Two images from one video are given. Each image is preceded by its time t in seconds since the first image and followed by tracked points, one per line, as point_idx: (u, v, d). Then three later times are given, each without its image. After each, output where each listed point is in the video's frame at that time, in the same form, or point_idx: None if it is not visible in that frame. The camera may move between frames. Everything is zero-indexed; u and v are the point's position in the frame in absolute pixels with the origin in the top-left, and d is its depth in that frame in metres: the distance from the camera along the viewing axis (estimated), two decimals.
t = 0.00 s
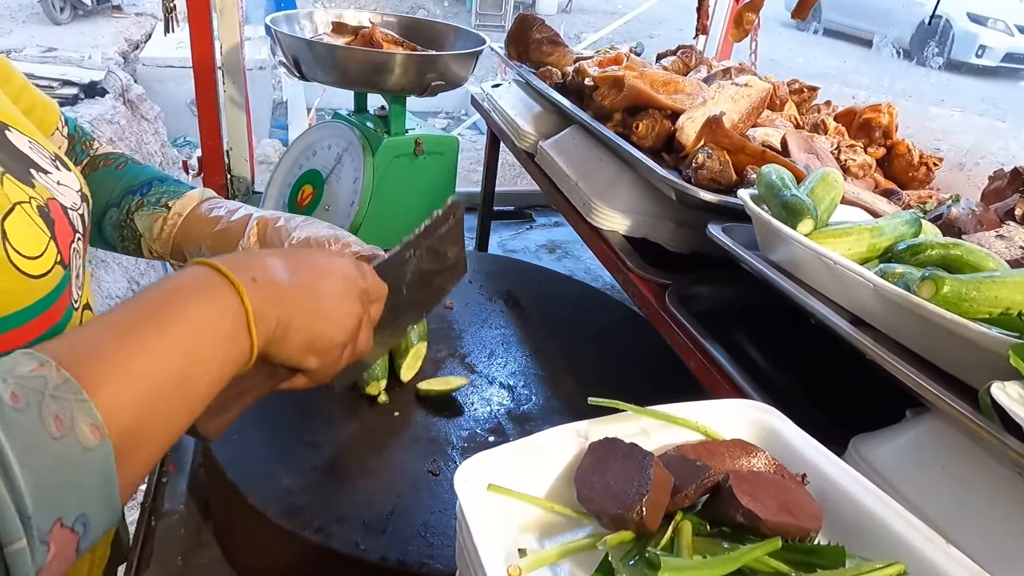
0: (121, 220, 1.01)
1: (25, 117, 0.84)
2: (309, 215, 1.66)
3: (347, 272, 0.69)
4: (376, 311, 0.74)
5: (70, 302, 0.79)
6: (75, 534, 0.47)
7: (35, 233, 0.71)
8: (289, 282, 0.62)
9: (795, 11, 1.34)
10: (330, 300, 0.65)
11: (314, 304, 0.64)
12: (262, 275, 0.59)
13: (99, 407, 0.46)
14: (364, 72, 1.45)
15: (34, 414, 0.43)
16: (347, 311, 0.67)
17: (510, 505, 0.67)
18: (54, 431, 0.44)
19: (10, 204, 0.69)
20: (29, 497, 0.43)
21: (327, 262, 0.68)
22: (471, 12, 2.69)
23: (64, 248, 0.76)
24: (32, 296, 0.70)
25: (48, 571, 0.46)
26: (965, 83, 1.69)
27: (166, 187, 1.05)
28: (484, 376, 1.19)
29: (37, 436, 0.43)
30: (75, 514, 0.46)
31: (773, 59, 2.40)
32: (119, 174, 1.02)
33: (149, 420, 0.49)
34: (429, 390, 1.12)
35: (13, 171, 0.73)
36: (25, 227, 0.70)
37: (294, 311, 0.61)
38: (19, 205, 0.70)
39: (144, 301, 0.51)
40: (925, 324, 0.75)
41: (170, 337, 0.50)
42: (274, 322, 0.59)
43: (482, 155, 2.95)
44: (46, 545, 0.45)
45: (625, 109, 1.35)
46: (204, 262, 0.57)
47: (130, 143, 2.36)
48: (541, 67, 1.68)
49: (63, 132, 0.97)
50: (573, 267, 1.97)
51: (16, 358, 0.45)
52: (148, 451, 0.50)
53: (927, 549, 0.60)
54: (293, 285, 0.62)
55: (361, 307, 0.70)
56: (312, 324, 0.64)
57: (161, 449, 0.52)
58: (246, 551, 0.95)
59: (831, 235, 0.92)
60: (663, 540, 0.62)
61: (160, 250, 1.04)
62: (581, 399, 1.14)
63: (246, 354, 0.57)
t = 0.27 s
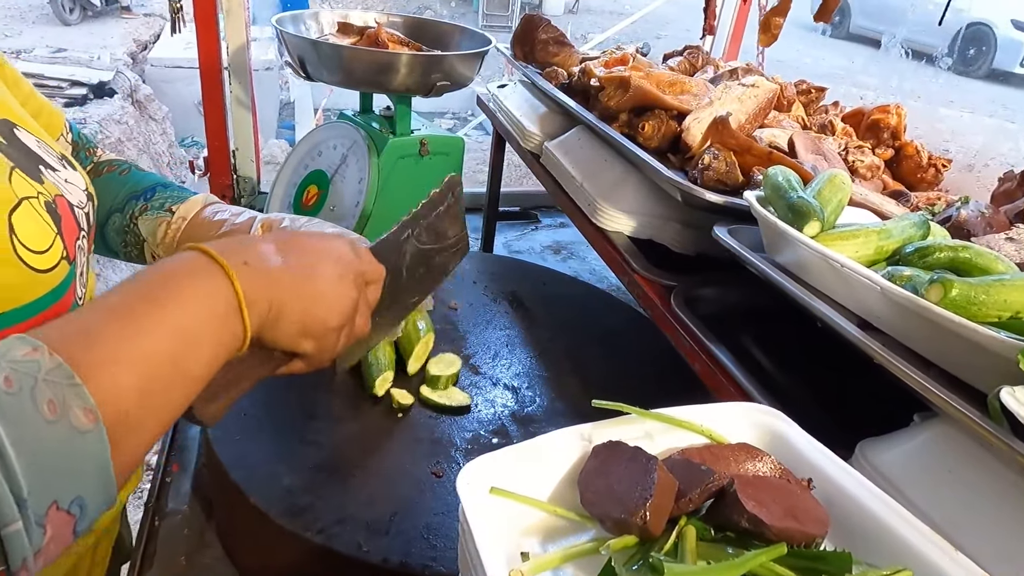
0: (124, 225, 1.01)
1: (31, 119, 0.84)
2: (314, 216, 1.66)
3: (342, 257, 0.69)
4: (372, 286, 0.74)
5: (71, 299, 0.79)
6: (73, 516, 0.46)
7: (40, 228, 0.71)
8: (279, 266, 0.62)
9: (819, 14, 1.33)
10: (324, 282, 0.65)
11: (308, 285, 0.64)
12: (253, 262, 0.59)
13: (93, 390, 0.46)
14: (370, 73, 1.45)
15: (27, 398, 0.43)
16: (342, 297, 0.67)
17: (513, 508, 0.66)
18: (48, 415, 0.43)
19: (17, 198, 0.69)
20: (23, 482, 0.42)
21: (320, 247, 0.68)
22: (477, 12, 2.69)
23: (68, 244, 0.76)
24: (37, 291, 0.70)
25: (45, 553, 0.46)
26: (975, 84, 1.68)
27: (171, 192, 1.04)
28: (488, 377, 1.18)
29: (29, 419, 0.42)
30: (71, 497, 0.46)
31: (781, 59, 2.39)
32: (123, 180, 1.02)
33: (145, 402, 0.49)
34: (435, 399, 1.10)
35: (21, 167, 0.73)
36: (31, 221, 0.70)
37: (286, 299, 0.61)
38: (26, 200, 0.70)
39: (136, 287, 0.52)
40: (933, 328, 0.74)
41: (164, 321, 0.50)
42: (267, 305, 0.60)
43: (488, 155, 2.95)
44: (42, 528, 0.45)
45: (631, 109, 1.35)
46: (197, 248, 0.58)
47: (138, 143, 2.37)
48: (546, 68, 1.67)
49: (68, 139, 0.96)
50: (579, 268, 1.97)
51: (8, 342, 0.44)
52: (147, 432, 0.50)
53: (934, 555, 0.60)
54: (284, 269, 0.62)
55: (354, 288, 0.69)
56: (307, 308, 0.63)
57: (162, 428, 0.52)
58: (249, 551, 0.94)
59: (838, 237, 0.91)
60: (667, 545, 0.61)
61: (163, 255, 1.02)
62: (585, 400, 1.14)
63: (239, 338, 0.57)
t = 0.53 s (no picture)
0: (129, 222, 1.02)
1: (40, 116, 0.83)
2: (322, 211, 1.65)
3: (343, 268, 0.68)
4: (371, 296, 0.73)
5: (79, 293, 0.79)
6: (76, 511, 0.46)
7: (47, 224, 0.70)
8: (281, 268, 0.62)
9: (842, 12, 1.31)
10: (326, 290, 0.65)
11: (310, 293, 0.63)
12: (258, 268, 0.59)
13: (101, 386, 0.46)
14: (378, 68, 1.44)
15: (36, 392, 0.43)
16: (342, 302, 0.67)
17: (516, 508, 0.66)
18: (57, 409, 0.43)
19: (23, 193, 0.68)
20: (32, 473, 0.42)
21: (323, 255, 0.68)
22: (488, 9, 2.69)
23: (74, 240, 0.76)
24: (39, 284, 0.70)
25: (49, 545, 0.46)
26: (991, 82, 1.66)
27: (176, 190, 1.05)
28: (494, 374, 1.18)
29: (39, 415, 0.42)
30: (75, 492, 0.45)
31: (793, 58, 2.37)
32: (129, 178, 1.02)
33: (150, 403, 0.49)
34: (439, 396, 1.10)
35: (29, 161, 0.73)
36: (36, 217, 0.69)
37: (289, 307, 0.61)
38: (33, 195, 0.70)
39: (144, 288, 0.51)
40: (945, 329, 0.73)
41: (169, 323, 0.50)
42: (272, 312, 0.59)
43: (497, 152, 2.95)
44: (47, 520, 0.44)
45: (640, 106, 1.34)
46: (206, 255, 0.57)
47: (151, 139, 2.39)
48: (556, 64, 1.66)
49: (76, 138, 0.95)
50: (587, 266, 1.96)
51: (17, 340, 0.44)
52: (150, 435, 0.50)
53: (943, 560, 0.59)
54: (290, 278, 0.62)
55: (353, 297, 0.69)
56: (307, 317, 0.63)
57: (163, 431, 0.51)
58: (253, 547, 0.94)
59: (849, 236, 0.90)
60: (670, 547, 0.61)
61: (169, 253, 1.04)
62: (592, 399, 1.13)
63: (243, 344, 0.56)
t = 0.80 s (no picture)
0: (131, 218, 1.01)
1: (53, 106, 0.83)
2: (333, 204, 1.65)
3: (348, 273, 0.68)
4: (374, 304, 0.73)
5: (89, 283, 0.78)
6: (92, 498, 0.46)
7: (59, 212, 0.70)
8: (287, 267, 0.62)
9: (846, 5, 1.28)
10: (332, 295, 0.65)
11: (316, 295, 0.63)
12: (267, 269, 0.59)
13: (118, 380, 0.46)
14: (390, 62, 1.44)
15: (57, 380, 0.42)
16: (347, 306, 0.67)
17: (518, 503, 0.65)
18: (77, 398, 0.43)
19: (37, 181, 0.68)
20: (53, 458, 0.42)
21: (326, 258, 0.67)
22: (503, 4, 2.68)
23: (86, 230, 0.76)
24: (52, 273, 0.70)
25: (64, 532, 0.46)
26: (1013, 80, 1.62)
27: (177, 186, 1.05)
28: (502, 370, 1.17)
29: (60, 402, 0.42)
30: (92, 479, 0.45)
31: (811, 55, 2.34)
32: (129, 174, 1.02)
33: (162, 400, 0.49)
34: (445, 390, 1.09)
35: (41, 150, 0.72)
36: (49, 205, 0.69)
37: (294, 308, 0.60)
38: (46, 183, 0.69)
39: (157, 286, 0.51)
40: (960, 328, 0.71)
41: (183, 320, 0.49)
42: (280, 313, 0.59)
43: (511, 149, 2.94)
44: (64, 507, 0.44)
45: (652, 101, 1.32)
46: (215, 255, 0.56)
47: (168, 133, 2.41)
48: (569, 59, 1.65)
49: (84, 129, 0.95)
50: (598, 263, 1.95)
51: (39, 330, 0.44)
52: (160, 430, 0.50)
53: (954, 564, 0.57)
54: (298, 281, 0.61)
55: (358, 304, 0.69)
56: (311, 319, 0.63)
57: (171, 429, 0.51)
58: (256, 539, 0.94)
59: (863, 232, 0.88)
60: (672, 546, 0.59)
61: (171, 249, 1.03)
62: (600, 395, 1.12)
63: (251, 343, 0.55)
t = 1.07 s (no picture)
0: (137, 210, 1.01)
1: (64, 95, 0.83)
2: (345, 199, 1.65)
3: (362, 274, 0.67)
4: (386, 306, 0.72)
5: (102, 272, 0.78)
6: (123, 479, 0.45)
7: (72, 201, 0.70)
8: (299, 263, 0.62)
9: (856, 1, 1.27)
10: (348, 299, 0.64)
11: (331, 294, 0.63)
12: (284, 269, 0.59)
13: (146, 362, 0.46)
14: (404, 57, 1.43)
15: (92, 360, 0.42)
16: (362, 307, 0.66)
17: (522, 501, 0.64)
18: (110, 377, 0.43)
19: (50, 169, 0.68)
20: (90, 433, 0.42)
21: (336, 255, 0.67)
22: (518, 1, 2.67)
23: (99, 218, 0.76)
24: (66, 261, 0.70)
25: (94, 512, 0.45)
26: None
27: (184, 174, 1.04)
28: (510, 367, 1.16)
29: (94, 380, 0.42)
30: (123, 459, 0.44)
31: (829, 54, 2.31)
32: (137, 167, 1.02)
33: (185, 384, 0.48)
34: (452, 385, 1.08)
35: (53, 139, 0.72)
36: (61, 193, 0.69)
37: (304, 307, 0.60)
38: (59, 172, 0.69)
39: (178, 280, 0.52)
40: (978, 330, 0.70)
41: (204, 309, 0.50)
42: (294, 311, 0.59)
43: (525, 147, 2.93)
44: (97, 485, 0.43)
45: (666, 98, 1.31)
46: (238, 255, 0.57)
47: (186, 128, 2.43)
48: (583, 55, 1.64)
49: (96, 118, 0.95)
50: (610, 262, 1.93)
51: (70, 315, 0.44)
52: (183, 417, 0.50)
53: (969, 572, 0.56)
54: (312, 281, 0.61)
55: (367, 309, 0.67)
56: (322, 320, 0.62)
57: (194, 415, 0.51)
58: (263, 531, 0.94)
59: (879, 232, 0.87)
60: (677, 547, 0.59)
61: (175, 240, 1.04)
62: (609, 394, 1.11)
63: (266, 336, 0.56)
